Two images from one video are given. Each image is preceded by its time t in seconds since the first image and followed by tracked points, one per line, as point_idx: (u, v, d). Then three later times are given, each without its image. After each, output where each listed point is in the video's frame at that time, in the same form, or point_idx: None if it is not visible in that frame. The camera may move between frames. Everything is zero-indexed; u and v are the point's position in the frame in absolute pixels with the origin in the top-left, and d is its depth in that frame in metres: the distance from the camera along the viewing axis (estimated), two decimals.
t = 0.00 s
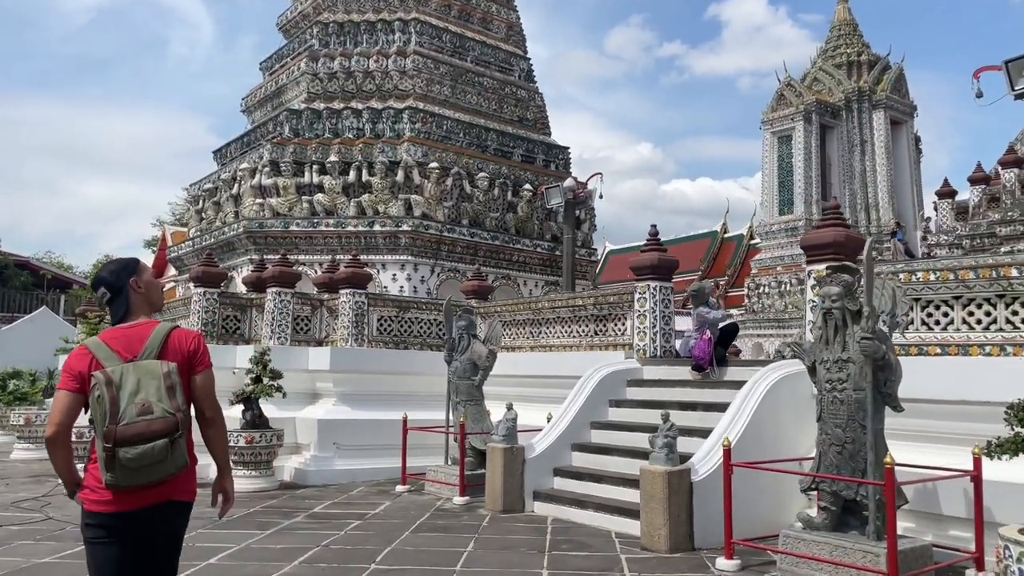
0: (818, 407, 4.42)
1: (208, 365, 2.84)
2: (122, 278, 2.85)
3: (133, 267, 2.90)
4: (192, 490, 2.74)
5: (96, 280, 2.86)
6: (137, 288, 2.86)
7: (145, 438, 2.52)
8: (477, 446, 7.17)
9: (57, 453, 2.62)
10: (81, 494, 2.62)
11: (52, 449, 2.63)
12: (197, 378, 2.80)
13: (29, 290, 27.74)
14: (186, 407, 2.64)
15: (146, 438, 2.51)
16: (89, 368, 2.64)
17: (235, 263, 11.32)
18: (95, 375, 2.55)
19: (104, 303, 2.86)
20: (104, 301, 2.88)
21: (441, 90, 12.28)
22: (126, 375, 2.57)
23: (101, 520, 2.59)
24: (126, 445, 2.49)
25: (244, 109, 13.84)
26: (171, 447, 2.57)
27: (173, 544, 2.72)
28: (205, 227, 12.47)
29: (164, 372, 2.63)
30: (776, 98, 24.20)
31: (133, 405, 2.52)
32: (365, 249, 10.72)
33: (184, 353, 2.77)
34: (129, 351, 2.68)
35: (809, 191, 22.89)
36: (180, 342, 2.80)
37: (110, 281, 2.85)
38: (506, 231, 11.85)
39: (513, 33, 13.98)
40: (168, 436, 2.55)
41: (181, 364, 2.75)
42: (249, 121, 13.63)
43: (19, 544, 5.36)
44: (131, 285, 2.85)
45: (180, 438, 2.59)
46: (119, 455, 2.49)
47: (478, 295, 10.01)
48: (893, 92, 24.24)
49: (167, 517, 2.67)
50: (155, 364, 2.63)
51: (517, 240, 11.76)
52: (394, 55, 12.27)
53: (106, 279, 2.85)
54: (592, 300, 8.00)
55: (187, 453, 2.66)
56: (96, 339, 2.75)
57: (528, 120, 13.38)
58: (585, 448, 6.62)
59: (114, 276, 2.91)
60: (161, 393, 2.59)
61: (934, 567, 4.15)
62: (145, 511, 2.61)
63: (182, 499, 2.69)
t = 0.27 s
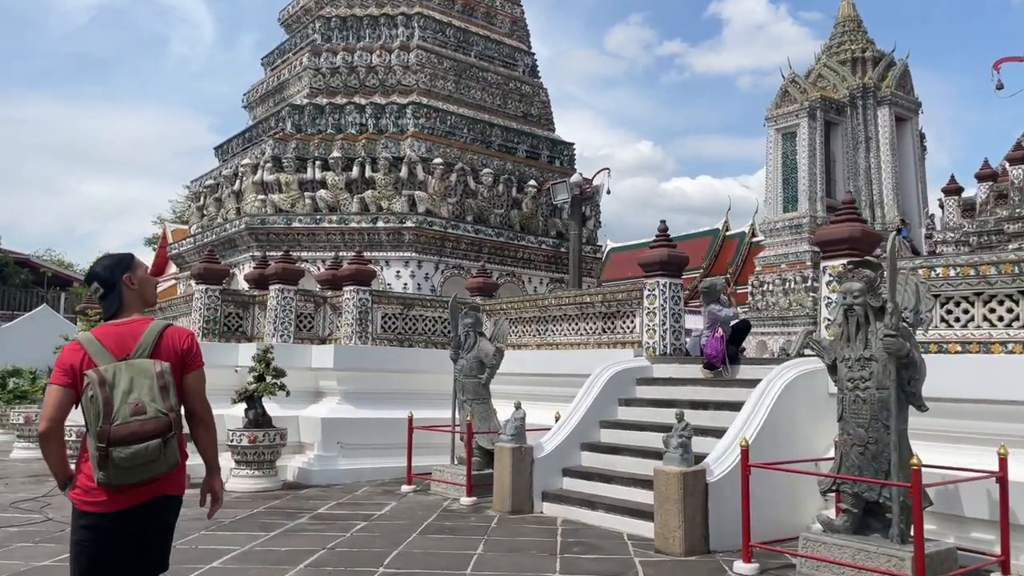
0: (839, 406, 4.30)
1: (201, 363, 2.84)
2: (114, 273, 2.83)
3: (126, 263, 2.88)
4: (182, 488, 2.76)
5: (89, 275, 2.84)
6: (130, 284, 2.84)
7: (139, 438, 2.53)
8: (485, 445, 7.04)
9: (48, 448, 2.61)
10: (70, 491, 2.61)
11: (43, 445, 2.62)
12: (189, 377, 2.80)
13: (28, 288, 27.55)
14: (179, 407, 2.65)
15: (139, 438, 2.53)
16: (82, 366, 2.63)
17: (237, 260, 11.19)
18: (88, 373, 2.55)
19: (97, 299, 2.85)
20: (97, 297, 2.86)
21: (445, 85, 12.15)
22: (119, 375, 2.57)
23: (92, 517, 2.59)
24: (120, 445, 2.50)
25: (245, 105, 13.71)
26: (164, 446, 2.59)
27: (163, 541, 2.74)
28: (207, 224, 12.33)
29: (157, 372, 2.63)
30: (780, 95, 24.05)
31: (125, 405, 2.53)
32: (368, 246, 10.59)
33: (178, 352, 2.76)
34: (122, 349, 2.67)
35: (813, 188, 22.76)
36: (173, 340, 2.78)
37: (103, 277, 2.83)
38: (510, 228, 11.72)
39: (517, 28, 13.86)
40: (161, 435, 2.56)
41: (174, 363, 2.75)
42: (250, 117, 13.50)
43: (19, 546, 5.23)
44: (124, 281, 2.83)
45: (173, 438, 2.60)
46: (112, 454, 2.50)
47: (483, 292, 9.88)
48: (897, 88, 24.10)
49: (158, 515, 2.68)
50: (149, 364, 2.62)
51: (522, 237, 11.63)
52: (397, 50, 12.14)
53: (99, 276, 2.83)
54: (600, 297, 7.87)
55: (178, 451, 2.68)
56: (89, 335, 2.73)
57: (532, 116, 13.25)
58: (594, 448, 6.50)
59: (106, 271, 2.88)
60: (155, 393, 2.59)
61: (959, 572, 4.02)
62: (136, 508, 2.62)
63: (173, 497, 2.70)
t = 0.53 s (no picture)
0: (858, 410, 4.19)
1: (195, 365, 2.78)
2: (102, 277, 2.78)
3: (114, 265, 2.83)
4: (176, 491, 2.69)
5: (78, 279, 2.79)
6: (119, 286, 2.79)
7: (131, 441, 2.46)
8: (490, 449, 6.92)
9: (40, 454, 2.53)
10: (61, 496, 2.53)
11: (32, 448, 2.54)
12: (184, 379, 2.73)
13: (27, 289, 27.37)
14: (172, 410, 2.58)
15: (131, 442, 2.46)
16: (73, 370, 2.56)
17: (237, 261, 11.07)
18: (79, 376, 2.48)
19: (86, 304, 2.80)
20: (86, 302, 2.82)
21: (447, 84, 12.03)
22: (111, 377, 2.50)
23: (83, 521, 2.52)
24: (111, 449, 2.43)
25: (245, 104, 13.59)
26: (156, 450, 2.52)
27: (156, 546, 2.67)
28: (207, 224, 12.21)
29: (149, 374, 2.56)
30: (782, 94, 23.94)
31: (118, 408, 2.46)
32: (370, 247, 10.48)
33: (170, 354, 2.70)
34: (114, 352, 2.60)
35: (816, 188, 22.65)
36: (166, 341, 2.72)
37: (91, 280, 2.78)
38: (514, 228, 11.61)
39: (520, 27, 13.75)
40: (153, 439, 2.50)
41: (167, 365, 2.68)
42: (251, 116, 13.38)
43: (17, 554, 5.11)
44: (112, 284, 2.78)
45: (166, 441, 2.53)
46: (104, 458, 2.43)
47: (487, 293, 9.77)
48: (900, 88, 24.02)
49: (151, 518, 2.61)
50: (141, 366, 2.55)
51: (526, 238, 11.52)
52: (399, 48, 12.03)
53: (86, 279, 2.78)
54: (606, 298, 7.75)
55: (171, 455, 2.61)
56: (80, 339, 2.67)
57: (535, 116, 13.14)
58: (603, 452, 6.38)
59: (93, 275, 2.82)
60: (147, 396, 2.53)
61: None
62: (128, 513, 2.56)
63: (166, 501, 2.64)
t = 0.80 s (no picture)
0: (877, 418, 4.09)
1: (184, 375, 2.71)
2: (87, 289, 2.75)
3: (99, 277, 2.80)
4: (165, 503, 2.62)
5: (63, 290, 2.75)
6: (105, 297, 2.76)
7: (119, 454, 2.40)
8: (496, 456, 6.81)
9: (29, 467, 2.48)
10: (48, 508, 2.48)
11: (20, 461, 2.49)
12: (172, 390, 2.67)
13: (23, 293, 27.16)
14: (161, 421, 2.52)
15: (119, 455, 2.40)
16: (60, 382, 2.50)
17: (237, 265, 10.96)
18: (66, 389, 2.42)
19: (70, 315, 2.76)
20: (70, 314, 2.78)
21: (449, 87, 11.94)
22: (99, 389, 2.44)
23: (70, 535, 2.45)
24: (101, 461, 2.37)
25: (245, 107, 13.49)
26: (145, 462, 2.46)
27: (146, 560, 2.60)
28: (205, 228, 12.09)
29: (138, 386, 2.50)
30: (782, 99, 23.89)
31: (105, 420, 2.40)
32: (372, 250, 10.37)
33: (159, 364, 2.63)
34: (101, 363, 2.54)
35: (816, 192, 22.57)
36: (154, 351, 2.66)
37: (77, 291, 2.74)
38: (516, 232, 11.50)
39: (521, 30, 13.68)
40: (142, 451, 2.44)
41: (156, 376, 2.62)
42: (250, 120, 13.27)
43: (13, 565, 4.99)
44: (99, 295, 2.76)
45: (155, 453, 2.47)
46: (92, 471, 2.37)
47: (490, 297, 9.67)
48: (900, 92, 23.99)
49: (141, 531, 2.54)
50: (129, 377, 2.49)
51: (528, 242, 11.42)
52: (400, 51, 11.95)
53: (72, 290, 2.75)
54: (612, 302, 7.65)
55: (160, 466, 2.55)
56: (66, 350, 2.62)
57: (537, 119, 13.05)
58: (610, 460, 6.28)
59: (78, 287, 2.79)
60: (135, 407, 2.47)
61: None
62: (117, 526, 2.50)
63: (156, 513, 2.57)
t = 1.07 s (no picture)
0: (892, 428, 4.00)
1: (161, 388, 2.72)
2: (71, 295, 2.70)
3: (81, 283, 2.75)
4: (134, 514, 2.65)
5: (44, 294, 2.69)
6: (87, 305, 2.72)
7: (100, 466, 2.42)
8: (497, 466, 6.69)
9: None
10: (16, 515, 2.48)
11: None
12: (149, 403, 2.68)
13: (13, 301, 26.87)
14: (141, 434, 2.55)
15: (100, 467, 2.42)
16: (39, 390, 2.49)
17: (232, 273, 10.83)
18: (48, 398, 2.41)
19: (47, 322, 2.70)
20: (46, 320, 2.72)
21: (447, 94, 11.87)
22: (81, 400, 2.45)
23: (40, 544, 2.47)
24: (80, 474, 2.39)
25: (240, 114, 13.40)
26: (122, 475, 2.49)
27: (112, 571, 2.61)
28: (200, 235, 11.97)
29: (119, 399, 2.52)
30: (777, 107, 23.94)
31: (87, 432, 2.41)
32: (369, 258, 10.27)
33: (139, 377, 2.64)
34: (82, 374, 2.54)
35: (811, 201, 22.58)
36: (134, 364, 2.67)
37: (59, 296, 2.69)
38: (514, 239, 11.42)
39: (519, 37, 13.64)
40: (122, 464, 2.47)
41: (136, 388, 2.63)
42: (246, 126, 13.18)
43: None
44: (82, 302, 2.72)
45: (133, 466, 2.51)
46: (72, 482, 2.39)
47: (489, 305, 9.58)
48: (894, 101, 24.08)
49: (110, 542, 2.56)
50: (111, 390, 2.51)
51: (526, 249, 11.34)
52: (398, 57, 11.89)
53: (54, 295, 2.69)
54: (614, 310, 7.57)
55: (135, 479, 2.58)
56: (41, 357, 2.58)
57: (535, 126, 13.00)
58: (613, 470, 6.18)
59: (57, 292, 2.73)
60: (117, 420, 2.49)
61: None
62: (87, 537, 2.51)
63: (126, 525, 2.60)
